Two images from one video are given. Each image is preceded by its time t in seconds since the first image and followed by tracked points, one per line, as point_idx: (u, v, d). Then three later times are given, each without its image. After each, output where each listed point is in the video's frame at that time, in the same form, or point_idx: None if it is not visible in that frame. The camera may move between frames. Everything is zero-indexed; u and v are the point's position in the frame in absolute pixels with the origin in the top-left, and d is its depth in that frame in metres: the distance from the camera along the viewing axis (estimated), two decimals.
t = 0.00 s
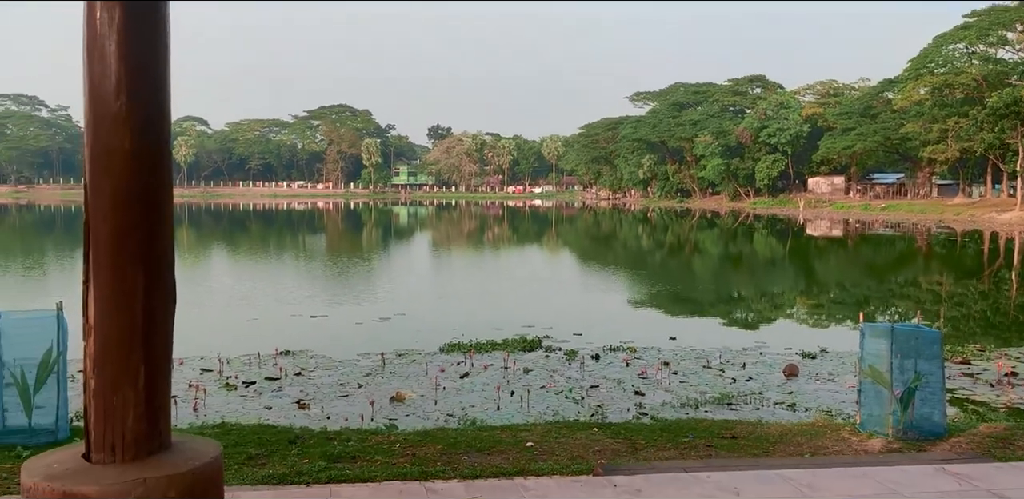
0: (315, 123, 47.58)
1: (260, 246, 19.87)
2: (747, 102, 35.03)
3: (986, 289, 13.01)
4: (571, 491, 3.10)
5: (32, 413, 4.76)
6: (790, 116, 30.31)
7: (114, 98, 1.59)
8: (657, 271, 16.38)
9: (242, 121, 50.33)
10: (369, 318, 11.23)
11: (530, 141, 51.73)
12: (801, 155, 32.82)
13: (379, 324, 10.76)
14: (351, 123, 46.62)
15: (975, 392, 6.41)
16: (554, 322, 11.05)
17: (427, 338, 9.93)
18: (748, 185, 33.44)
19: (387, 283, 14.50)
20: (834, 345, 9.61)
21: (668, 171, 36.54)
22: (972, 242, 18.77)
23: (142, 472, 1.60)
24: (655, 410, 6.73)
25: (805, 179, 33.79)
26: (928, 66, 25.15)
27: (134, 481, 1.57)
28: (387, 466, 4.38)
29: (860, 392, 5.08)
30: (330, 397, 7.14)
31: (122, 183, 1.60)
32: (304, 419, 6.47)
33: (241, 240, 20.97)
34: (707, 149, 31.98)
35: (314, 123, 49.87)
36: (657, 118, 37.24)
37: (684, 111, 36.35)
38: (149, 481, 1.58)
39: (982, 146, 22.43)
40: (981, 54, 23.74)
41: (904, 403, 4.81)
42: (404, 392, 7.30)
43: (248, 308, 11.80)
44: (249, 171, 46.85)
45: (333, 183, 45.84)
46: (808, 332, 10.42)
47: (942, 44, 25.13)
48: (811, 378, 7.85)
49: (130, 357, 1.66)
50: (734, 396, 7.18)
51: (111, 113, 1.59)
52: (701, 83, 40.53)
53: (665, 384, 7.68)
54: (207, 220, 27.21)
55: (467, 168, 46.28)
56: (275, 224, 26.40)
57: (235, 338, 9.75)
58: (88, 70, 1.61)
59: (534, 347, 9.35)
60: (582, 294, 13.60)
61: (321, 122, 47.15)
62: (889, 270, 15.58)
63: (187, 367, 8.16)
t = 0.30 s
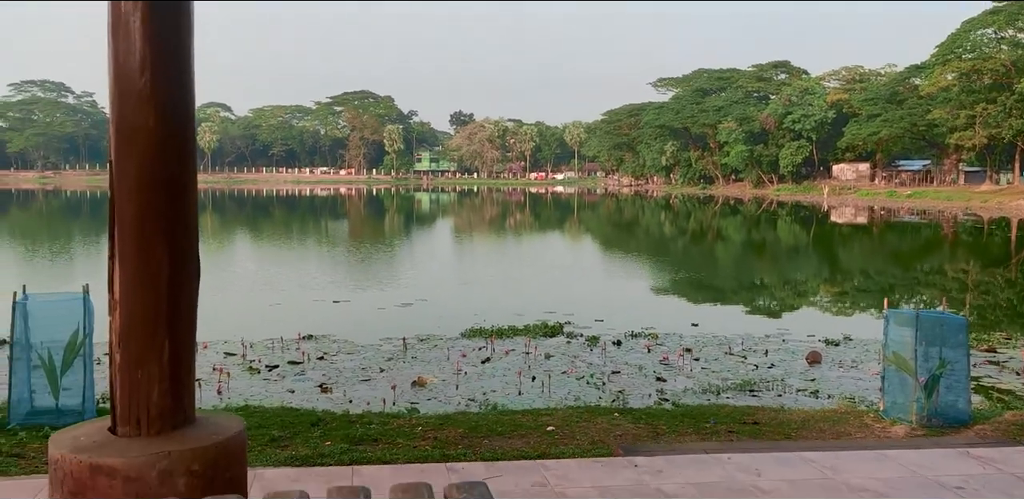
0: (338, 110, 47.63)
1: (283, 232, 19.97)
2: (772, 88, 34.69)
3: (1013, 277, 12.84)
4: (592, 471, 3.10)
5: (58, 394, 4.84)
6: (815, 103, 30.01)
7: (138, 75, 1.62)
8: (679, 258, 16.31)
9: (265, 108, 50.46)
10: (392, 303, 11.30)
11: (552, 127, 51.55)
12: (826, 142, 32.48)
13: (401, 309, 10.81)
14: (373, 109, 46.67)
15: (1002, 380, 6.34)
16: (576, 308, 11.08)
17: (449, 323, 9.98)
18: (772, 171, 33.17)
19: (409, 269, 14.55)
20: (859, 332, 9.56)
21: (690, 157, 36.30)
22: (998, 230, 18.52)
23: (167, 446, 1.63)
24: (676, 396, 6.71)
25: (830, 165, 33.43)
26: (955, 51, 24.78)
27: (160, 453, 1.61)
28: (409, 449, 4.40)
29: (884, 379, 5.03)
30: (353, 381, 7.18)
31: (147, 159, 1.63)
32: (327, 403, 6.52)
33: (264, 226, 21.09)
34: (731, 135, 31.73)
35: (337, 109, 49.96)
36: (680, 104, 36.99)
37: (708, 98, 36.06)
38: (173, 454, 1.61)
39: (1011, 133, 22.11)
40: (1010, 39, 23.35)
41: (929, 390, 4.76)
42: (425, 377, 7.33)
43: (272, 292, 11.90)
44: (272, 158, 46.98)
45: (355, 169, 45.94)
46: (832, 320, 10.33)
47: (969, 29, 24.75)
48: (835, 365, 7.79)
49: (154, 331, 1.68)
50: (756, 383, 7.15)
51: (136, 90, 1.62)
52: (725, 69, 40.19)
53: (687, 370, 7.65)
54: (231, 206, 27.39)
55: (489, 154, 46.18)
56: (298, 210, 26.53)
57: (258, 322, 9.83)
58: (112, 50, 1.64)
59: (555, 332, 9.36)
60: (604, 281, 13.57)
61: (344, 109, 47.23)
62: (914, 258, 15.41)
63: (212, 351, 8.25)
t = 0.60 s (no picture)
0: (354, 100, 47.69)
1: (298, 222, 20.05)
2: (789, 77, 34.45)
3: None
4: (607, 455, 3.10)
5: (77, 381, 4.89)
6: (833, 92, 29.81)
7: (155, 55, 1.64)
8: (694, 248, 16.26)
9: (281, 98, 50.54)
10: (407, 292, 11.34)
11: (568, 117, 51.40)
12: (844, 132, 32.24)
13: (416, 298, 10.85)
14: (389, 99, 46.68)
15: (1020, 370, 6.29)
16: (591, 298, 11.09)
17: (464, 312, 10.01)
18: (789, 162, 32.97)
19: (424, 258, 14.60)
20: (876, 323, 9.51)
21: (707, 147, 36.13)
22: (1018, 220, 18.34)
23: (185, 423, 1.64)
24: (691, 386, 6.69)
25: (848, 155, 33.17)
26: (976, 40, 24.53)
27: (177, 430, 1.62)
28: (425, 436, 4.43)
29: (900, 369, 5.00)
30: (368, 369, 7.21)
31: (165, 138, 1.65)
32: (342, 391, 6.55)
33: (279, 216, 21.17)
34: (748, 125, 31.52)
35: (353, 99, 50.01)
36: (696, 93, 36.83)
37: (725, 87, 35.84)
38: (190, 432, 1.62)
39: None
40: None
41: (946, 380, 4.72)
42: (440, 364, 7.34)
43: (287, 281, 11.97)
44: (288, 148, 47.11)
45: (371, 159, 46.02)
46: (848, 311, 10.28)
47: (990, 17, 24.51)
48: (851, 355, 7.75)
49: (172, 312, 1.70)
50: (772, 373, 7.13)
51: (154, 70, 1.64)
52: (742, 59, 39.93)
53: (702, 359, 7.63)
54: (247, 196, 27.47)
55: (505, 144, 46.10)
56: (314, 200, 26.60)
57: (274, 311, 9.89)
58: (130, 32, 1.66)
59: (570, 322, 9.36)
60: (619, 271, 13.55)
61: (360, 99, 47.26)
62: (932, 249, 15.30)
63: (228, 339, 8.31)
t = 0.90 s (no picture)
0: (368, 94, 47.70)
1: (313, 216, 20.09)
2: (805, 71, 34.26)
3: None
4: (622, 443, 3.09)
5: (94, 372, 4.93)
6: (849, 86, 29.63)
7: (171, 40, 1.66)
8: (708, 242, 16.20)
9: (296, 93, 50.62)
10: (421, 285, 11.38)
11: (582, 111, 51.28)
12: (860, 125, 32.03)
13: (430, 292, 10.89)
14: (404, 94, 46.72)
15: None
16: (605, 292, 11.11)
17: (479, 306, 10.04)
18: (804, 155, 32.79)
19: (438, 252, 14.64)
20: (891, 317, 9.47)
21: (722, 141, 35.97)
22: None
23: (203, 406, 1.65)
24: (706, 379, 6.68)
25: (864, 149, 32.96)
26: (994, 32, 24.39)
27: (195, 415, 1.63)
28: (439, 428, 4.43)
29: (917, 362, 4.97)
30: (383, 362, 7.23)
31: (182, 122, 1.66)
32: (357, 383, 6.56)
33: (294, 211, 21.22)
34: (763, 120, 31.37)
35: (367, 94, 50.05)
36: (711, 87, 36.67)
37: (740, 82, 35.65)
38: (208, 415, 1.63)
39: None
40: None
41: (963, 373, 4.67)
42: (455, 358, 7.36)
43: (302, 275, 12.02)
44: (302, 143, 47.19)
45: (385, 154, 46.05)
46: (864, 306, 10.22)
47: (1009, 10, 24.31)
48: (867, 349, 7.72)
49: (190, 294, 1.71)
50: (787, 366, 7.11)
51: (169, 55, 1.66)
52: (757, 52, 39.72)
53: (717, 353, 7.62)
54: (262, 190, 27.57)
55: (519, 138, 46.06)
56: (328, 194, 26.67)
57: (289, 305, 9.93)
58: (146, 17, 1.68)
59: (584, 315, 9.36)
60: (633, 266, 13.51)
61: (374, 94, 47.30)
62: (949, 243, 15.18)
63: (243, 332, 8.35)
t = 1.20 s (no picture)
0: (384, 94, 47.76)
1: (330, 216, 20.15)
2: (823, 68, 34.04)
3: None
4: (641, 435, 3.09)
5: (114, 368, 4.96)
6: (867, 84, 29.42)
7: (192, 31, 1.69)
8: (725, 241, 16.15)
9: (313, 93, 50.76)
10: (438, 284, 11.42)
11: (599, 110, 51.19)
12: (878, 123, 31.77)
13: (448, 290, 10.94)
14: (420, 94, 46.81)
15: None
16: (622, 290, 11.12)
17: (496, 304, 10.07)
18: (822, 153, 32.56)
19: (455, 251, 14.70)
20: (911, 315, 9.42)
21: (739, 140, 35.78)
22: None
23: (223, 395, 1.66)
24: (724, 377, 6.65)
25: (882, 147, 32.71)
26: (1014, 29, 24.24)
27: (216, 403, 1.64)
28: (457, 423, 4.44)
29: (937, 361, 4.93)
30: (400, 359, 7.25)
31: (203, 112, 1.70)
32: (375, 381, 6.58)
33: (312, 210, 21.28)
34: (780, 118, 31.24)
35: (384, 93, 50.11)
36: (728, 85, 36.52)
37: (757, 80, 35.47)
38: (228, 403, 1.64)
39: None
40: None
41: (983, 371, 4.62)
42: (472, 355, 7.37)
43: (319, 274, 12.10)
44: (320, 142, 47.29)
45: (402, 153, 46.11)
46: (883, 304, 10.15)
47: None
48: (886, 347, 7.66)
49: (211, 282, 1.74)
50: (805, 364, 7.06)
51: (190, 45, 1.69)
52: (775, 50, 39.48)
53: (734, 351, 7.59)
54: (279, 189, 27.73)
55: (535, 138, 46.01)
56: (345, 194, 26.75)
57: (308, 303, 10.00)
58: (168, 9, 1.71)
59: (601, 313, 9.34)
60: (649, 264, 13.48)
61: (390, 93, 47.40)
62: (969, 242, 15.02)
63: (261, 329, 8.41)
